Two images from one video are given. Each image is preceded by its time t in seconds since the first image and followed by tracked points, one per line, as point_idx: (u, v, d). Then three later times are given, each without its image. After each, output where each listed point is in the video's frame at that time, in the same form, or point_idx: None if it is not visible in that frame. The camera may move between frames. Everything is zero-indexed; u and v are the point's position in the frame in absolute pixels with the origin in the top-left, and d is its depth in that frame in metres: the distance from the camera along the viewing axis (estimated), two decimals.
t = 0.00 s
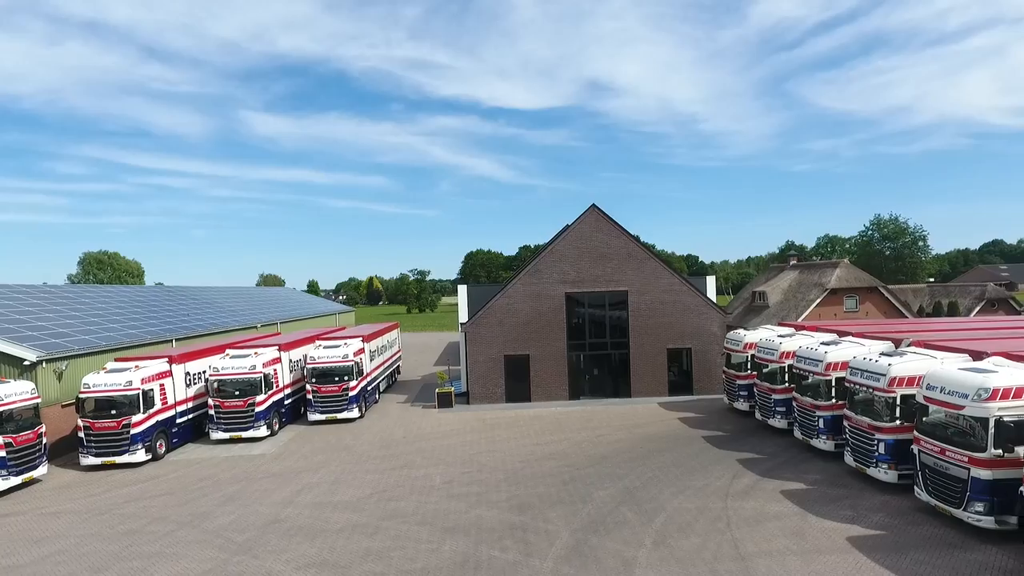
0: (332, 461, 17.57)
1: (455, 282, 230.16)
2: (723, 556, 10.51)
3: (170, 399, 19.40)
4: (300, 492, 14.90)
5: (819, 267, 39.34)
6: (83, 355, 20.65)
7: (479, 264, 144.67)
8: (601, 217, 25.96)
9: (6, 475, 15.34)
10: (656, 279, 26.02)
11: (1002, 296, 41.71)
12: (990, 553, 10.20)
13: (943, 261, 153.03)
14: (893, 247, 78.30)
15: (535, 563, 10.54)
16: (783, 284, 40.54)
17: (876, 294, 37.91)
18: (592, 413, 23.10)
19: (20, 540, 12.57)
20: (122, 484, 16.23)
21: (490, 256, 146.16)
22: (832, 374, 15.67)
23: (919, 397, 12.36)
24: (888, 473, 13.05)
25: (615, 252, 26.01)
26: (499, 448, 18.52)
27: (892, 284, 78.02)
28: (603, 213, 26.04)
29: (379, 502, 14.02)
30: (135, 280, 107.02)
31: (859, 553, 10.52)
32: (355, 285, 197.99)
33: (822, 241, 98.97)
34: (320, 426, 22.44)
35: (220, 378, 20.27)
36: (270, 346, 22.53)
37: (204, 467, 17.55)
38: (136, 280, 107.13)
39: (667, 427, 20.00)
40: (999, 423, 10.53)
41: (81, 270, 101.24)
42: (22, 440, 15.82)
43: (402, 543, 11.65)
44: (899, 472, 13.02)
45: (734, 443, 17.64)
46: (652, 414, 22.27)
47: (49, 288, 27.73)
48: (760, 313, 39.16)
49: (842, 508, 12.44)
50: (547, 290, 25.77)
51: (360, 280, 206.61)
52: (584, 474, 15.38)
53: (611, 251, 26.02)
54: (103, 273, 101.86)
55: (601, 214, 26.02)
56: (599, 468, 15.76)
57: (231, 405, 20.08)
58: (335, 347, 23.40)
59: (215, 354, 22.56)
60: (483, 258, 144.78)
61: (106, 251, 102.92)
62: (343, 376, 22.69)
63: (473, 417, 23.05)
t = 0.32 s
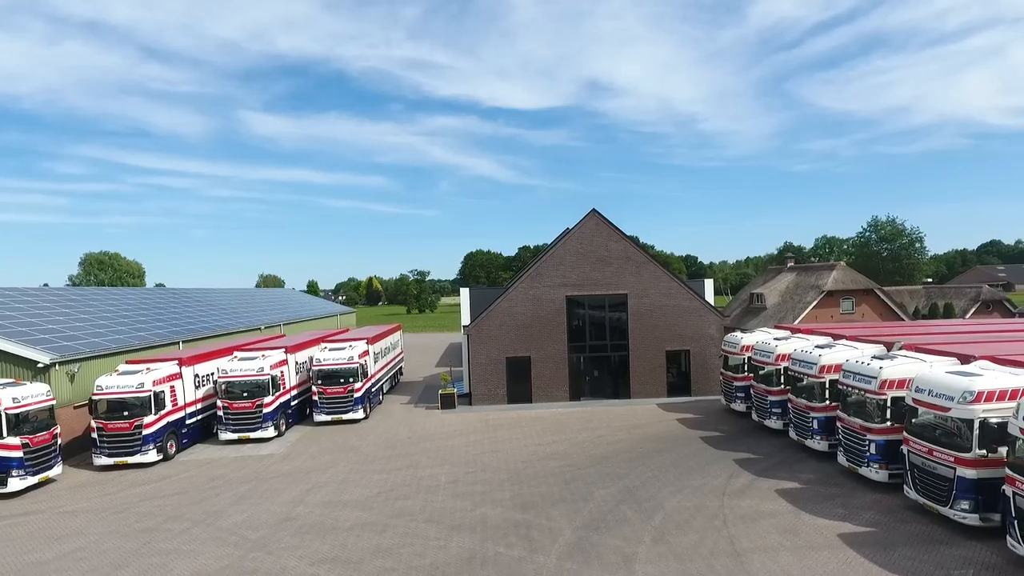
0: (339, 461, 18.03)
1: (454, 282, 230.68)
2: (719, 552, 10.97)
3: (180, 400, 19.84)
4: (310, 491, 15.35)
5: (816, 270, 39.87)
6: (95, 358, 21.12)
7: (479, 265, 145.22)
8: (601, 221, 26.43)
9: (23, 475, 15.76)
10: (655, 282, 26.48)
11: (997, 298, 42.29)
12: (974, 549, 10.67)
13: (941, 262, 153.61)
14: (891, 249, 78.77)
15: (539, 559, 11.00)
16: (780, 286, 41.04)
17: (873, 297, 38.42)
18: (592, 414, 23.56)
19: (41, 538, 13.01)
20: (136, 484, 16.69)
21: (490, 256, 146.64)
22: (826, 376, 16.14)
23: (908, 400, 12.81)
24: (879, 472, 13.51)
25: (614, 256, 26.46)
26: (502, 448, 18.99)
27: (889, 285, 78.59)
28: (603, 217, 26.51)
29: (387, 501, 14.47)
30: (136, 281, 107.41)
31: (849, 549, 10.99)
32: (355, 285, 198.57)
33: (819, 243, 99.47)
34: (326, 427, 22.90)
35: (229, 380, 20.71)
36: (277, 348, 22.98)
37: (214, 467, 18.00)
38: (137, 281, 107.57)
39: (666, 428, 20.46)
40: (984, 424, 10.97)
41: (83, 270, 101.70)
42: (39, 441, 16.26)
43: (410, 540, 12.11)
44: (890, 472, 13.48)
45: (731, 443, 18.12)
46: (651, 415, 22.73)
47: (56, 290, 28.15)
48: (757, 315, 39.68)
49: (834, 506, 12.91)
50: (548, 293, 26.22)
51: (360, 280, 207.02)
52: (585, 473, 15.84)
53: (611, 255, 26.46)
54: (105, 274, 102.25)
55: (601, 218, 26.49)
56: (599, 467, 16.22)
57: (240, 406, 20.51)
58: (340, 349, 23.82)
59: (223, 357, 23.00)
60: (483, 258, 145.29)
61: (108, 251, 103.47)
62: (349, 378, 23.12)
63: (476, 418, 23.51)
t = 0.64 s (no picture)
0: (346, 461, 18.50)
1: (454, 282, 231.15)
2: (715, 547, 11.48)
3: (191, 402, 20.31)
4: (319, 490, 15.83)
5: (813, 272, 40.40)
6: (107, 360, 21.58)
7: (478, 265, 145.68)
8: (601, 226, 26.94)
9: (41, 475, 16.21)
10: (654, 286, 26.98)
11: (992, 300, 42.76)
12: (959, 544, 11.17)
13: (939, 263, 154.18)
14: (888, 250, 79.32)
15: (543, 554, 11.50)
16: (778, 287, 41.55)
17: (869, 299, 38.93)
18: (592, 414, 24.07)
19: (62, 535, 13.49)
20: (149, 483, 17.16)
21: (490, 257, 147.09)
22: (820, 379, 16.65)
23: (898, 402, 13.31)
24: (870, 471, 14.02)
25: (614, 260, 26.96)
26: (505, 448, 19.48)
27: (886, 286, 79.16)
28: (603, 222, 27.02)
29: (395, 499, 14.95)
30: (137, 281, 107.76)
31: (839, 544, 11.49)
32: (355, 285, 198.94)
33: (817, 244, 100.01)
34: (332, 428, 23.39)
35: (237, 382, 21.19)
36: (284, 350, 23.44)
37: (225, 467, 18.48)
38: (138, 282, 107.97)
39: (664, 429, 20.96)
40: (969, 425, 11.48)
41: (84, 271, 102.10)
42: (55, 441, 16.73)
43: (419, 536, 12.60)
44: (881, 471, 13.99)
45: (728, 443, 18.61)
46: (650, 416, 23.24)
47: (65, 293, 28.62)
48: (755, 317, 40.22)
49: (827, 504, 13.40)
50: (549, 296, 26.71)
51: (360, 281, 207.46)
52: (586, 472, 16.33)
53: (611, 259, 26.96)
54: (106, 274, 102.65)
55: (601, 223, 27.00)
56: (600, 467, 16.71)
57: (248, 407, 20.97)
58: (345, 351, 24.29)
59: (231, 359, 23.48)
60: (482, 259, 145.75)
61: (110, 252, 103.89)
62: (354, 379, 23.61)
63: (478, 418, 23.99)
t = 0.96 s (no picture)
0: (354, 460, 19.05)
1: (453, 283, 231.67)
2: (711, 542, 12.04)
3: (201, 403, 20.83)
4: (329, 488, 16.38)
5: (809, 274, 41.03)
6: (118, 362, 22.09)
7: (478, 266, 146.09)
8: (601, 230, 27.50)
9: (59, 473, 16.75)
10: (653, 289, 27.54)
11: (986, 302, 43.53)
12: (943, 538, 11.74)
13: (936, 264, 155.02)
14: (884, 252, 79.95)
15: (547, 548, 12.06)
16: (775, 289, 42.14)
17: (864, 301, 39.53)
18: (592, 415, 24.62)
19: (83, 531, 14.05)
20: (163, 481, 17.69)
21: (490, 258, 147.65)
22: (812, 380, 17.23)
23: (886, 403, 13.87)
24: (860, 469, 14.59)
25: (614, 264, 27.52)
26: (508, 448, 20.04)
27: (882, 287, 79.89)
28: (603, 226, 27.58)
29: (402, 497, 15.48)
30: (137, 281, 107.96)
31: (829, 539, 12.05)
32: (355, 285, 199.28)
33: (814, 245, 100.66)
34: (338, 428, 23.94)
35: (247, 383, 21.73)
36: (291, 351, 23.95)
37: (235, 466, 19.02)
38: (139, 283, 108.40)
39: (663, 429, 21.52)
40: (952, 425, 12.04)
41: (86, 272, 102.52)
42: (72, 441, 17.25)
43: (427, 532, 13.15)
44: (871, 469, 14.55)
45: (724, 442, 19.18)
46: (649, 416, 23.80)
47: (74, 296, 29.14)
48: (752, 318, 40.85)
49: (818, 501, 13.97)
50: (550, 299, 27.26)
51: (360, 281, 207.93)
52: (586, 471, 16.89)
53: (610, 263, 27.52)
54: (108, 275, 103.06)
55: (601, 227, 27.55)
56: (600, 466, 17.26)
57: (257, 408, 21.51)
58: (351, 353, 24.82)
59: (240, 360, 24.01)
60: (482, 260, 146.18)
61: (111, 253, 104.34)
62: (360, 381, 24.14)
63: (481, 419, 24.54)
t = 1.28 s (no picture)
0: (362, 459, 19.67)
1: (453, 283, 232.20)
2: (706, 536, 12.67)
3: (213, 403, 21.44)
4: (339, 486, 17.00)
5: (806, 276, 41.71)
6: (132, 363, 22.69)
7: (478, 267, 146.40)
8: (601, 234, 28.13)
9: (79, 471, 17.36)
10: (651, 292, 28.17)
11: (980, 303, 44.37)
12: (926, 532, 12.38)
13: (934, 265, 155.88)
14: (882, 253, 80.66)
15: (550, 541, 12.69)
16: (772, 291, 42.86)
17: (860, 303, 40.05)
18: (593, 415, 25.24)
19: (106, 526, 14.69)
20: (178, 479, 18.31)
21: (490, 258, 148.22)
22: (805, 381, 17.88)
23: (874, 403, 14.49)
24: (850, 467, 15.21)
25: (613, 268, 28.15)
26: (511, 447, 20.66)
27: (879, 288, 80.61)
28: (603, 231, 28.22)
29: (410, 494, 16.09)
30: (139, 282, 108.27)
31: (818, 533, 12.68)
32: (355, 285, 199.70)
33: (812, 246, 101.35)
34: (345, 427, 24.55)
35: (257, 384, 22.35)
36: (299, 353, 24.57)
37: (248, 465, 19.64)
38: (141, 284, 108.83)
39: (661, 428, 22.13)
40: (935, 425, 12.67)
41: (88, 273, 103.06)
42: (91, 440, 17.86)
43: (436, 526, 13.79)
44: (860, 467, 15.17)
45: (720, 441, 19.82)
46: (648, 416, 24.43)
47: (84, 298, 29.79)
48: (750, 320, 41.56)
49: (809, 497, 14.60)
50: (551, 302, 27.89)
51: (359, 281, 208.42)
52: (588, 469, 17.52)
53: (610, 267, 28.16)
54: (110, 276, 103.64)
55: (601, 231, 28.19)
56: (601, 464, 17.89)
57: (267, 408, 22.12)
58: (357, 354, 25.43)
59: (250, 361, 24.63)
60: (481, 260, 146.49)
61: (114, 253, 104.91)
62: (366, 381, 24.76)
63: (485, 419, 25.17)
